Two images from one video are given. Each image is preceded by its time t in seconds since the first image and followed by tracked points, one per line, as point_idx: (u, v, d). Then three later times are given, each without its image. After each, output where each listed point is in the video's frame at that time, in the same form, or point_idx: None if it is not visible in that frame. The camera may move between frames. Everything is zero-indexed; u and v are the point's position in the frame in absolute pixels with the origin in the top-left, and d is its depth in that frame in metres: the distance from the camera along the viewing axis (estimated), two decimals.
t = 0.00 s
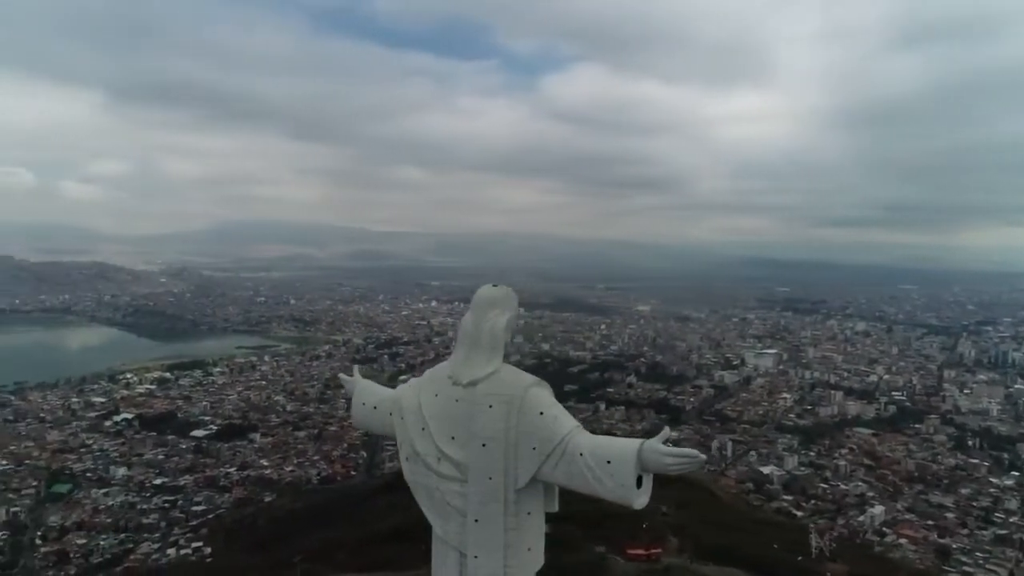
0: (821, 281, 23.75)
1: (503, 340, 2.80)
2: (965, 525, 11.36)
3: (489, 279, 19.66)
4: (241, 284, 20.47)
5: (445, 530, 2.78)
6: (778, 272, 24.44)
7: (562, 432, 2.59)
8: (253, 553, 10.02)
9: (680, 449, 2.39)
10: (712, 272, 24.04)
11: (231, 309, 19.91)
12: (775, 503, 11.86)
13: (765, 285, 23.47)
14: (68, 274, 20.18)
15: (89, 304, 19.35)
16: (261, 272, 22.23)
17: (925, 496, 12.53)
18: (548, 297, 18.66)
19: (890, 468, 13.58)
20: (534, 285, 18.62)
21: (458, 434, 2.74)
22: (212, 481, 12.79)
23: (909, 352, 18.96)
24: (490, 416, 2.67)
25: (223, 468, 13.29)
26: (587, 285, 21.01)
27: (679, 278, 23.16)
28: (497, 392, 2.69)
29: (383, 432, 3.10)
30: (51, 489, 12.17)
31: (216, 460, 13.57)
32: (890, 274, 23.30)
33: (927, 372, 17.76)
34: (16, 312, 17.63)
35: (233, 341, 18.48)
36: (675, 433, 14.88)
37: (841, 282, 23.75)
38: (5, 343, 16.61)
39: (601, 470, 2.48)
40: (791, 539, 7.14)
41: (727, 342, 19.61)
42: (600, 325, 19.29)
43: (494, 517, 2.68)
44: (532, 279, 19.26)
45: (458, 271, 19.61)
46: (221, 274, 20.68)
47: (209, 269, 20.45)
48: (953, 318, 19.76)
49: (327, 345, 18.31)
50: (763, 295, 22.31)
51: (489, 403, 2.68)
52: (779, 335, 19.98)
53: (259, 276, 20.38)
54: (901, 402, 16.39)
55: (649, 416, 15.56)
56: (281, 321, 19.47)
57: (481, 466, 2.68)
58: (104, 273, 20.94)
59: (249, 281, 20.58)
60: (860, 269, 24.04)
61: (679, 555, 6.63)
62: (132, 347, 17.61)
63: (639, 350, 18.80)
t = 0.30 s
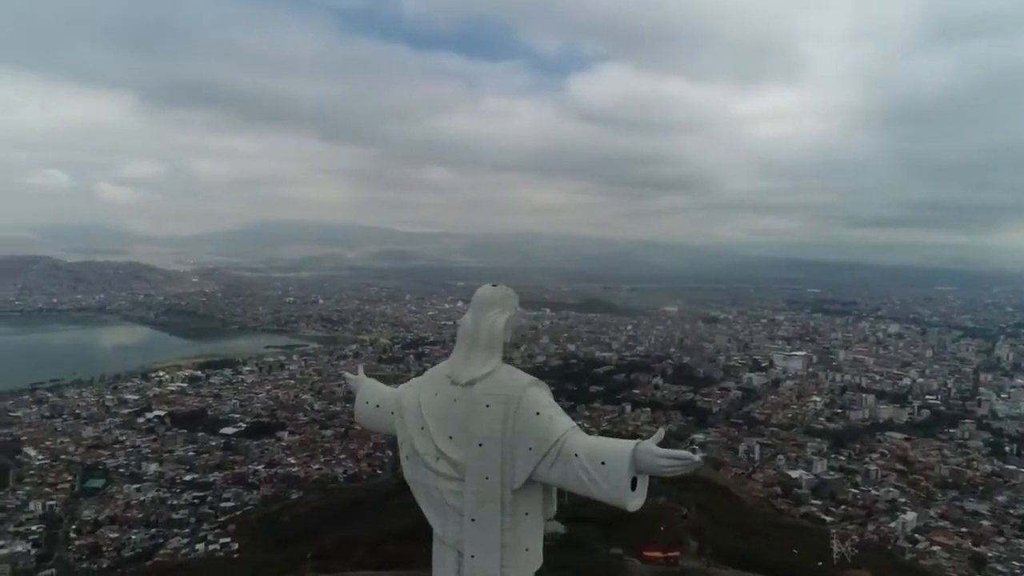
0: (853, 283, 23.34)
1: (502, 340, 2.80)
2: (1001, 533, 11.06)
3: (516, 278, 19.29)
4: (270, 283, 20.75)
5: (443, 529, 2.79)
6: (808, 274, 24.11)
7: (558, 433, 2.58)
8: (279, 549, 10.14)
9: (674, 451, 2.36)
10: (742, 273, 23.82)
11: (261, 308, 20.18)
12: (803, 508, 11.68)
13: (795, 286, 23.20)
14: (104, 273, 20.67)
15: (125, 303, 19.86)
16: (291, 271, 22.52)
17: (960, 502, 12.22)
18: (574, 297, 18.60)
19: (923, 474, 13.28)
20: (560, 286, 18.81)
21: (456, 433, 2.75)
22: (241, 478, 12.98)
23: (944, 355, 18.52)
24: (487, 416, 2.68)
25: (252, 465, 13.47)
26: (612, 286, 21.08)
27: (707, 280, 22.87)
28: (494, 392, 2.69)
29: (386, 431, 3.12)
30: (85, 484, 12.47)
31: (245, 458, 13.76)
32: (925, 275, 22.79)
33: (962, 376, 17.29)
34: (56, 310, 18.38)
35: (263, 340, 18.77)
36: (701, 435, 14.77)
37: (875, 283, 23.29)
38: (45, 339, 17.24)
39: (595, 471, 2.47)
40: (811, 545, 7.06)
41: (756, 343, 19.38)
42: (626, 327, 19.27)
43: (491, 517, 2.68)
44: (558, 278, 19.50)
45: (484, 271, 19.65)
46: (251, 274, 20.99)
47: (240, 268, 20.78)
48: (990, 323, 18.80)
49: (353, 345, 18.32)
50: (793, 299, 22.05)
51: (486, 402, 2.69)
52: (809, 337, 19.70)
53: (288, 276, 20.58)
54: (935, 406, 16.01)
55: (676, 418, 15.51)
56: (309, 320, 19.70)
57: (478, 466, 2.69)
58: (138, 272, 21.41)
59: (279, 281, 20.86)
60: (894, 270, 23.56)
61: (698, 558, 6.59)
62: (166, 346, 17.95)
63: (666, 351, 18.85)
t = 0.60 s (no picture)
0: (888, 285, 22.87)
1: (502, 340, 2.80)
2: None
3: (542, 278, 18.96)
4: (300, 283, 20.99)
5: (443, 528, 2.80)
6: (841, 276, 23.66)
7: (555, 433, 2.57)
8: (306, 546, 10.24)
9: (669, 453, 2.34)
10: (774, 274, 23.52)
11: (291, 308, 20.42)
12: (834, 512, 11.48)
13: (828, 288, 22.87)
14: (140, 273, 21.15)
15: (159, 303, 20.27)
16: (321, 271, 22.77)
17: (998, 509, 11.85)
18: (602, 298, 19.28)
19: (960, 479, 12.94)
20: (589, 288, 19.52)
21: (455, 432, 2.76)
22: (271, 475, 13.16)
23: (983, 359, 18.00)
24: (485, 415, 2.68)
25: (281, 463, 13.64)
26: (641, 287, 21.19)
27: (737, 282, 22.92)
28: (492, 392, 2.69)
29: (389, 429, 3.14)
30: (120, 479, 12.76)
31: (275, 455, 13.94)
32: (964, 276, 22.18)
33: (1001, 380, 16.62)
34: (95, 310, 19.05)
35: (293, 339, 19.02)
36: (730, 437, 14.61)
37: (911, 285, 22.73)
38: (84, 339, 17.90)
39: (591, 472, 2.46)
40: (835, 551, 6.94)
41: (787, 346, 19.11)
42: (655, 328, 19.23)
43: (489, 517, 2.68)
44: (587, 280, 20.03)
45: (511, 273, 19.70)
46: (282, 274, 21.27)
47: (272, 269, 21.08)
48: None
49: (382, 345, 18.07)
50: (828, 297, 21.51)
51: (485, 402, 2.69)
52: (841, 339, 19.37)
53: (317, 276, 20.58)
54: (972, 410, 15.56)
55: (704, 421, 15.39)
56: (338, 320, 19.88)
57: (476, 465, 2.69)
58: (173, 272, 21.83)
59: (309, 281, 21.10)
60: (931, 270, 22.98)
61: (719, 562, 6.54)
62: (198, 345, 18.28)
63: (694, 353, 18.83)
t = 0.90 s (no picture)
0: (924, 288, 22.41)
1: (501, 339, 2.80)
2: None
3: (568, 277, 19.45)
4: (329, 283, 21.22)
5: (442, 527, 2.81)
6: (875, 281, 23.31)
7: (551, 434, 2.57)
8: (331, 542, 10.35)
9: (662, 454, 2.32)
10: (804, 275, 23.23)
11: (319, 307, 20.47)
12: (864, 518, 11.26)
13: (859, 290, 22.52)
14: (173, 273, 21.54)
15: (191, 303, 20.63)
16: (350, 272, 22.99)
17: None
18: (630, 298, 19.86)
19: (996, 486, 12.58)
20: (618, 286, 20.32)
21: (453, 432, 2.76)
22: (298, 473, 13.31)
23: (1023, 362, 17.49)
24: (483, 414, 2.68)
25: (308, 461, 13.79)
26: (669, 285, 21.56)
27: (764, 283, 23.16)
28: (490, 392, 2.70)
29: (392, 428, 3.15)
30: (152, 475, 13.02)
31: (303, 453, 14.11)
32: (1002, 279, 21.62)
33: None
34: (131, 310, 19.87)
35: (321, 339, 19.20)
36: (758, 440, 14.43)
37: (948, 287, 22.24)
38: (118, 341, 18.42)
39: (585, 473, 2.44)
40: (858, 557, 6.82)
41: (817, 348, 18.79)
42: (682, 329, 19.61)
43: (486, 516, 2.68)
44: (614, 279, 20.75)
45: (537, 273, 19.68)
46: (311, 274, 21.53)
47: (302, 270, 21.36)
48: None
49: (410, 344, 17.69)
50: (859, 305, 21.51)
51: (482, 401, 2.69)
52: (874, 342, 19.01)
53: (345, 275, 20.54)
54: (1010, 415, 15.13)
55: (731, 423, 15.21)
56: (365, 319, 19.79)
57: (473, 464, 2.69)
58: (204, 272, 22.19)
59: (337, 281, 21.33)
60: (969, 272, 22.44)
61: (739, 567, 6.46)
62: (229, 344, 18.59)
63: (723, 354, 18.66)
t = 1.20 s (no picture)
0: (960, 289, 21.89)
1: (499, 339, 2.80)
2: None
3: (594, 286, 20.53)
4: (357, 284, 21.40)
5: (440, 525, 2.82)
6: (909, 283, 22.83)
7: (546, 433, 2.56)
8: (356, 540, 10.42)
9: (654, 455, 2.30)
10: (834, 277, 22.95)
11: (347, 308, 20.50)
12: (896, 523, 11.02)
13: (892, 292, 22.14)
14: (204, 273, 21.94)
15: (222, 302, 20.97)
16: (378, 272, 23.16)
17: None
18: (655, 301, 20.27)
19: None
20: (643, 289, 21.06)
21: (451, 431, 2.76)
22: (324, 471, 13.43)
23: None
24: (479, 414, 2.69)
25: (335, 459, 13.92)
26: (696, 287, 21.91)
27: (794, 286, 22.95)
28: (487, 391, 2.70)
29: (395, 427, 3.16)
30: (183, 472, 13.25)
31: (330, 451, 14.25)
32: None
33: None
34: (164, 309, 20.29)
35: (348, 338, 19.32)
36: (786, 443, 14.23)
37: (986, 289, 21.67)
38: (152, 339, 18.81)
39: (578, 474, 2.44)
40: (883, 564, 6.68)
41: (848, 350, 18.45)
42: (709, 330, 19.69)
43: (483, 516, 2.69)
44: (638, 282, 21.49)
45: (563, 274, 19.69)
46: (339, 274, 21.74)
47: (330, 270, 21.60)
48: None
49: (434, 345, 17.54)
50: (892, 306, 21.01)
51: (479, 401, 2.70)
52: (907, 344, 18.62)
53: (371, 275, 20.59)
54: None
55: (760, 425, 15.03)
56: (392, 320, 19.63)
57: (470, 464, 2.70)
58: (235, 272, 22.57)
59: (365, 281, 21.50)
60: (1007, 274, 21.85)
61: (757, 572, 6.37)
62: (258, 343, 18.85)
63: (751, 356, 18.44)
